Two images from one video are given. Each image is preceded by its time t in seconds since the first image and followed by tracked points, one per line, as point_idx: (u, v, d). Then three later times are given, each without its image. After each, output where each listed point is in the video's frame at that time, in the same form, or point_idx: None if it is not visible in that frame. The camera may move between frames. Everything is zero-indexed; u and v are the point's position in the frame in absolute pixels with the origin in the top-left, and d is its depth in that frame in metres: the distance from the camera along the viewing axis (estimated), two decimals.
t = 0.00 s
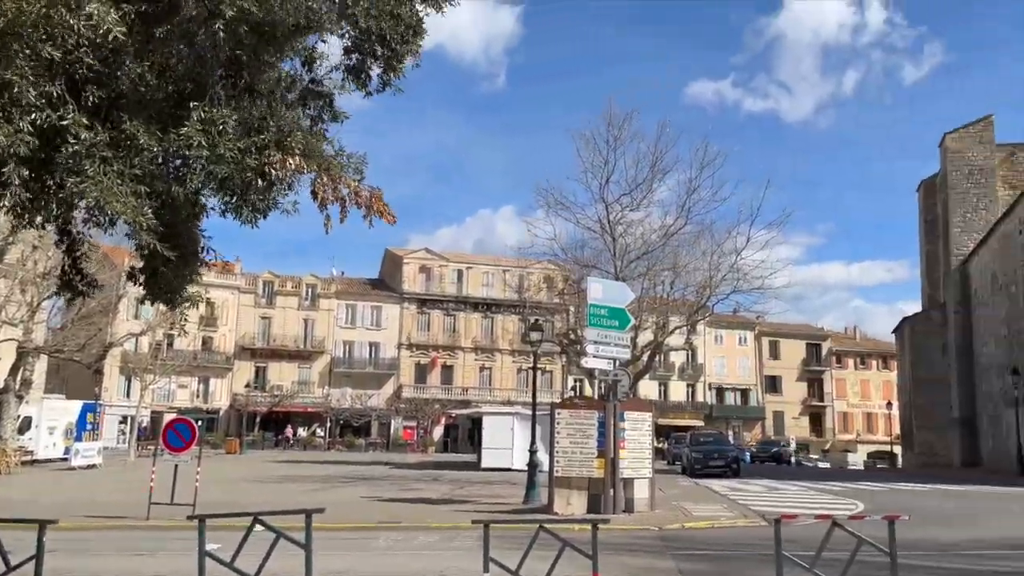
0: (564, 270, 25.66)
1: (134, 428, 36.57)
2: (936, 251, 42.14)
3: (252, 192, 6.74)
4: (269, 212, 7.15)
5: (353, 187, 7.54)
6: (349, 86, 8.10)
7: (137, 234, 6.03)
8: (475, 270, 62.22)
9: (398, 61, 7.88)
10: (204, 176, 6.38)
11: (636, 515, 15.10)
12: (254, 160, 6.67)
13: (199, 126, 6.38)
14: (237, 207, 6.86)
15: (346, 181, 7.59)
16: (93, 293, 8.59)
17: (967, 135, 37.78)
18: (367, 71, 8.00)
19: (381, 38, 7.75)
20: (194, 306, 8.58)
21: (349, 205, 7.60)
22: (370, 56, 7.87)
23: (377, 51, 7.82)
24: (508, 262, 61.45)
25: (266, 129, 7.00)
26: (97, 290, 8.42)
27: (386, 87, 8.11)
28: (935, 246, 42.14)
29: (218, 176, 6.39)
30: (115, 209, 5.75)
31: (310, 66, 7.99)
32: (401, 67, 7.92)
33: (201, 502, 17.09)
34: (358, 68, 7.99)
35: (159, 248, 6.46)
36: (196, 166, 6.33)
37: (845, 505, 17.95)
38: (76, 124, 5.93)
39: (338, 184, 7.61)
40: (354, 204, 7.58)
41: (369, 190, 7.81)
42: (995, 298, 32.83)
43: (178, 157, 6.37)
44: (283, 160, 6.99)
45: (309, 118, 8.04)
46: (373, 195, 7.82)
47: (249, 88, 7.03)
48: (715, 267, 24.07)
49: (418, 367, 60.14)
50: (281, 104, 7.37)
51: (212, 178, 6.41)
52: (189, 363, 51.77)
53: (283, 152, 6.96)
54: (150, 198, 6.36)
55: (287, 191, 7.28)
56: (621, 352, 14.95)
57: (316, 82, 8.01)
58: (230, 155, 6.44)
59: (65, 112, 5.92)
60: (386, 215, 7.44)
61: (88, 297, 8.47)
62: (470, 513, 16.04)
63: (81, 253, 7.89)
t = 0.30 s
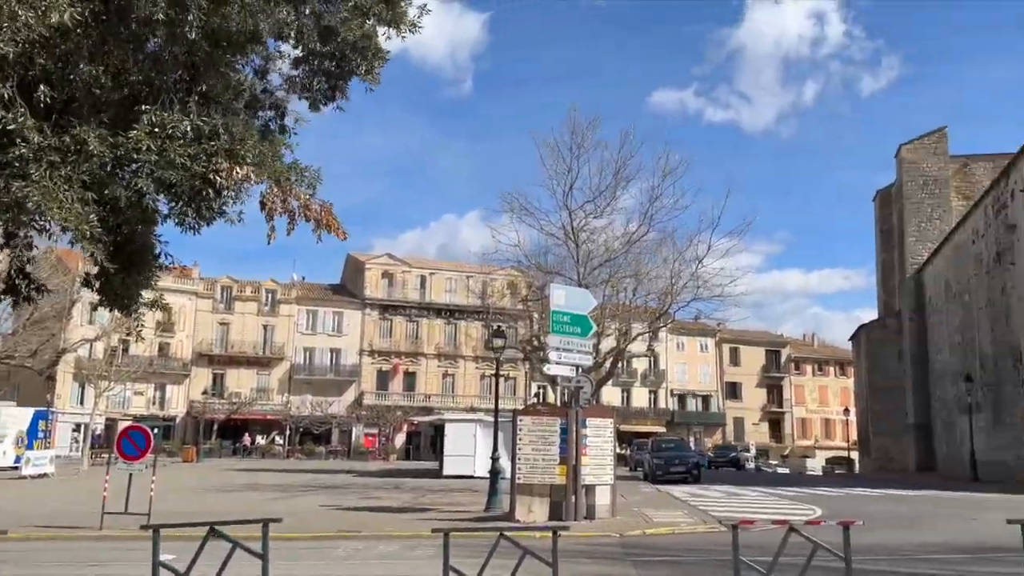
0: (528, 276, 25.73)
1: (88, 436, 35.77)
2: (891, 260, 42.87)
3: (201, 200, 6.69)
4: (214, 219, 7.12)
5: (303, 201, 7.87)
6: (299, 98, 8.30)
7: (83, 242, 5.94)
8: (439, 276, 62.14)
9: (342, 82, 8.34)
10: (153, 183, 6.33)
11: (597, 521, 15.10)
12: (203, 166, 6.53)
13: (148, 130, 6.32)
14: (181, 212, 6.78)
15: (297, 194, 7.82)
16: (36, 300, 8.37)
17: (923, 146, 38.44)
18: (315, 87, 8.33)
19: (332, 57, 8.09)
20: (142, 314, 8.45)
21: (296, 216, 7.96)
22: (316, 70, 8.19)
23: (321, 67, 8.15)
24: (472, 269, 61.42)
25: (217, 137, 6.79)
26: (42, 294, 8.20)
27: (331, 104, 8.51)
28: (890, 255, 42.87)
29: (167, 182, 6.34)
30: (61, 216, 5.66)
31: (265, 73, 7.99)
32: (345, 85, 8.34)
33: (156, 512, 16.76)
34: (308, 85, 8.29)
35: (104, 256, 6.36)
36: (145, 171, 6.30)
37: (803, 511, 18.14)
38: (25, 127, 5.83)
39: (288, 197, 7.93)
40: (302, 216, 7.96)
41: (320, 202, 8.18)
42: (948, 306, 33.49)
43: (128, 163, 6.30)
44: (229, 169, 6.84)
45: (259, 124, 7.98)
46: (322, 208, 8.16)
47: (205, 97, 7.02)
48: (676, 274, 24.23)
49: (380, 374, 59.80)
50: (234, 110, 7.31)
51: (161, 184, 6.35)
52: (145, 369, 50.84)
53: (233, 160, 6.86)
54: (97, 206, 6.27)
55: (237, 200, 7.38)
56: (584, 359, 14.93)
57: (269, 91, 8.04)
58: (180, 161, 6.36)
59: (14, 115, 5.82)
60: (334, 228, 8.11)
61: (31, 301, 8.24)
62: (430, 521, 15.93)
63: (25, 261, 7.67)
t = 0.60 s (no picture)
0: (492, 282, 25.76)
1: (41, 444, 34.99)
2: (850, 268, 43.49)
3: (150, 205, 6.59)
4: (165, 223, 7.07)
5: (259, 210, 7.67)
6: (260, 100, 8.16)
7: (27, 248, 5.89)
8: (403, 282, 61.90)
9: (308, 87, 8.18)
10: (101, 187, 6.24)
11: (561, 528, 15.07)
12: (153, 171, 6.40)
13: (98, 133, 6.23)
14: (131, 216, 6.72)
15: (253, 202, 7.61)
16: None
17: (881, 156, 39.01)
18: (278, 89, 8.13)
19: (296, 62, 7.97)
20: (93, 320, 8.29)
21: (251, 226, 7.72)
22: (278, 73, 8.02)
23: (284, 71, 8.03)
24: (436, 275, 61.29)
25: (172, 141, 6.67)
26: None
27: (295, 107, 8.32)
28: (849, 264, 43.47)
29: (115, 186, 6.23)
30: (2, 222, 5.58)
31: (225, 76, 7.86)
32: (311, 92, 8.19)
33: (111, 522, 16.43)
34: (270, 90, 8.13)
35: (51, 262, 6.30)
36: (93, 174, 6.17)
37: (764, 516, 18.30)
38: None
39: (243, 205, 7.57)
40: (257, 226, 7.73)
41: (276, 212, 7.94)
42: (905, 314, 34.03)
43: (78, 166, 6.22)
44: (182, 174, 6.69)
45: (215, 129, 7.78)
46: (279, 219, 7.91)
47: (162, 101, 6.82)
48: (640, 282, 24.32)
49: (342, 381, 59.34)
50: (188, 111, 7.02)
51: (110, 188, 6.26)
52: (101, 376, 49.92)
53: (185, 166, 6.73)
54: (47, 210, 6.26)
55: (189, 205, 7.23)
56: (548, 365, 14.97)
57: (231, 94, 7.93)
58: (129, 165, 6.22)
59: None
60: (289, 240, 7.86)
61: None
62: (392, 530, 15.81)
63: None
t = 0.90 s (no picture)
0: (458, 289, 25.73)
1: None
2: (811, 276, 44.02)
3: (113, 209, 6.51)
4: (130, 228, 6.94)
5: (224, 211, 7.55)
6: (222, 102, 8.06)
7: None
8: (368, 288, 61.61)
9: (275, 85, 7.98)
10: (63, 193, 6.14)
11: (525, 535, 15.03)
12: (116, 174, 6.35)
13: (58, 137, 6.14)
14: (92, 221, 6.62)
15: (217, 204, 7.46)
16: None
17: (842, 167, 39.56)
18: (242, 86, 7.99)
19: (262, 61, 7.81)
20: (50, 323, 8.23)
21: (217, 228, 7.67)
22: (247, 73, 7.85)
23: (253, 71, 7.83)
24: (401, 282, 61.09)
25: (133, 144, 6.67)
26: None
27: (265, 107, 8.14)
28: (810, 272, 44.01)
29: (76, 191, 6.12)
30: None
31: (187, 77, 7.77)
32: (279, 89, 7.98)
33: (67, 532, 16.07)
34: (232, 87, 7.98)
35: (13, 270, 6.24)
36: (53, 179, 6.06)
37: (727, 522, 18.44)
38: None
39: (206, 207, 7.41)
40: (223, 228, 7.65)
41: (240, 215, 7.89)
42: (865, 321, 34.53)
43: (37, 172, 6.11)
44: (145, 177, 6.62)
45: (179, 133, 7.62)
46: (243, 221, 7.87)
47: (120, 102, 6.85)
48: (606, 288, 24.42)
49: (305, 388, 58.86)
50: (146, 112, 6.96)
51: (71, 194, 6.14)
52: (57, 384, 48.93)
53: (148, 168, 6.68)
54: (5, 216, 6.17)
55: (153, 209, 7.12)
56: (513, 373, 14.95)
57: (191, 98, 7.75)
58: (91, 169, 6.15)
59: None
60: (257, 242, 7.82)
61: None
62: (355, 539, 15.67)
63: None
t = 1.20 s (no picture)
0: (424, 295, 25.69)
1: None
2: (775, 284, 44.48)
3: (76, 208, 6.46)
4: (96, 227, 6.97)
5: (192, 207, 7.71)
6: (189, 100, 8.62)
7: None
8: (333, 295, 61.28)
9: (242, 78, 8.53)
10: (22, 193, 6.11)
11: (491, 543, 14.95)
12: (77, 173, 6.34)
13: (17, 137, 6.15)
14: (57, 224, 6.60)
15: (185, 200, 7.73)
16: None
17: (806, 176, 40.11)
18: (206, 82, 8.53)
19: (225, 59, 8.34)
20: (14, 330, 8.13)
21: (187, 224, 7.81)
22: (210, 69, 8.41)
23: (219, 66, 8.38)
24: (367, 288, 60.78)
25: (97, 141, 6.64)
26: None
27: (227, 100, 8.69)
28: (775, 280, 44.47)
29: (38, 191, 6.14)
30: None
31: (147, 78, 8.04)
32: (245, 77, 8.51)
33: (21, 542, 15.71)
34: (195, 81, 8.53)
35: None
36: (14, 180, 6.07)
37: (692, 528, 18.52)
38: None
39: (175, 205, 7.72)
40: (192, 222, 7.86)
41: (208, 209, 8.06)
42: (827, 328, 34.93)
43: None
44: (109, 175, 6.58)
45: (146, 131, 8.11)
46: (211, 216, 8.03)
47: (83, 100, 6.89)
48: (573, 295, 24.48)
49: (268, 396, 58.24)
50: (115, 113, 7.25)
51: (33, 194, 6.17)
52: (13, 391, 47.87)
53: (110, 166, 6.63)
54: None
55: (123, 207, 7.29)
56: (479, 380, 14.87)
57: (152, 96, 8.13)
58: (51, 169, 6.19)
59: None
60: (226, 235, 7.99)
61: None
62: (318, 548, 15.48)
63: None
